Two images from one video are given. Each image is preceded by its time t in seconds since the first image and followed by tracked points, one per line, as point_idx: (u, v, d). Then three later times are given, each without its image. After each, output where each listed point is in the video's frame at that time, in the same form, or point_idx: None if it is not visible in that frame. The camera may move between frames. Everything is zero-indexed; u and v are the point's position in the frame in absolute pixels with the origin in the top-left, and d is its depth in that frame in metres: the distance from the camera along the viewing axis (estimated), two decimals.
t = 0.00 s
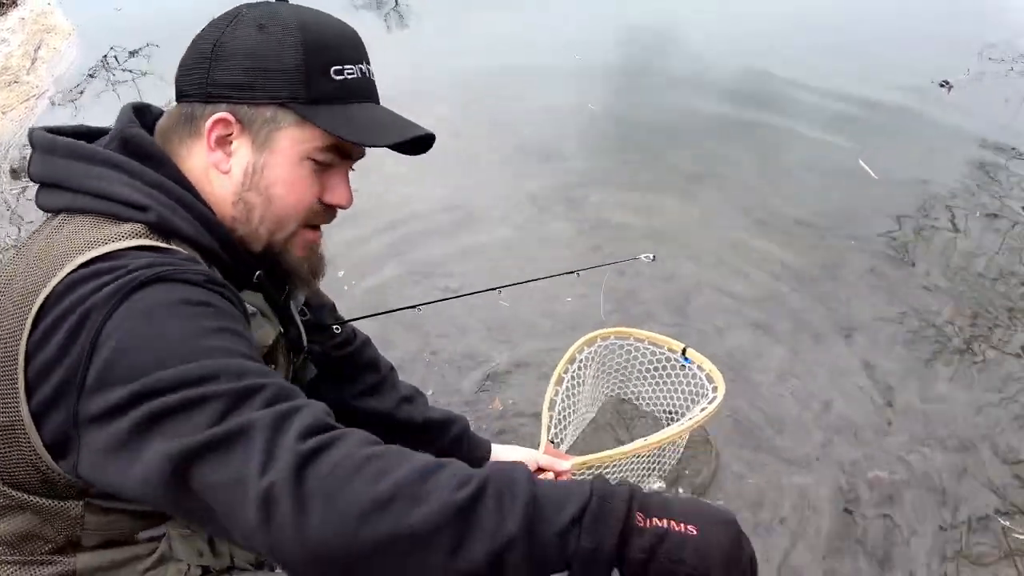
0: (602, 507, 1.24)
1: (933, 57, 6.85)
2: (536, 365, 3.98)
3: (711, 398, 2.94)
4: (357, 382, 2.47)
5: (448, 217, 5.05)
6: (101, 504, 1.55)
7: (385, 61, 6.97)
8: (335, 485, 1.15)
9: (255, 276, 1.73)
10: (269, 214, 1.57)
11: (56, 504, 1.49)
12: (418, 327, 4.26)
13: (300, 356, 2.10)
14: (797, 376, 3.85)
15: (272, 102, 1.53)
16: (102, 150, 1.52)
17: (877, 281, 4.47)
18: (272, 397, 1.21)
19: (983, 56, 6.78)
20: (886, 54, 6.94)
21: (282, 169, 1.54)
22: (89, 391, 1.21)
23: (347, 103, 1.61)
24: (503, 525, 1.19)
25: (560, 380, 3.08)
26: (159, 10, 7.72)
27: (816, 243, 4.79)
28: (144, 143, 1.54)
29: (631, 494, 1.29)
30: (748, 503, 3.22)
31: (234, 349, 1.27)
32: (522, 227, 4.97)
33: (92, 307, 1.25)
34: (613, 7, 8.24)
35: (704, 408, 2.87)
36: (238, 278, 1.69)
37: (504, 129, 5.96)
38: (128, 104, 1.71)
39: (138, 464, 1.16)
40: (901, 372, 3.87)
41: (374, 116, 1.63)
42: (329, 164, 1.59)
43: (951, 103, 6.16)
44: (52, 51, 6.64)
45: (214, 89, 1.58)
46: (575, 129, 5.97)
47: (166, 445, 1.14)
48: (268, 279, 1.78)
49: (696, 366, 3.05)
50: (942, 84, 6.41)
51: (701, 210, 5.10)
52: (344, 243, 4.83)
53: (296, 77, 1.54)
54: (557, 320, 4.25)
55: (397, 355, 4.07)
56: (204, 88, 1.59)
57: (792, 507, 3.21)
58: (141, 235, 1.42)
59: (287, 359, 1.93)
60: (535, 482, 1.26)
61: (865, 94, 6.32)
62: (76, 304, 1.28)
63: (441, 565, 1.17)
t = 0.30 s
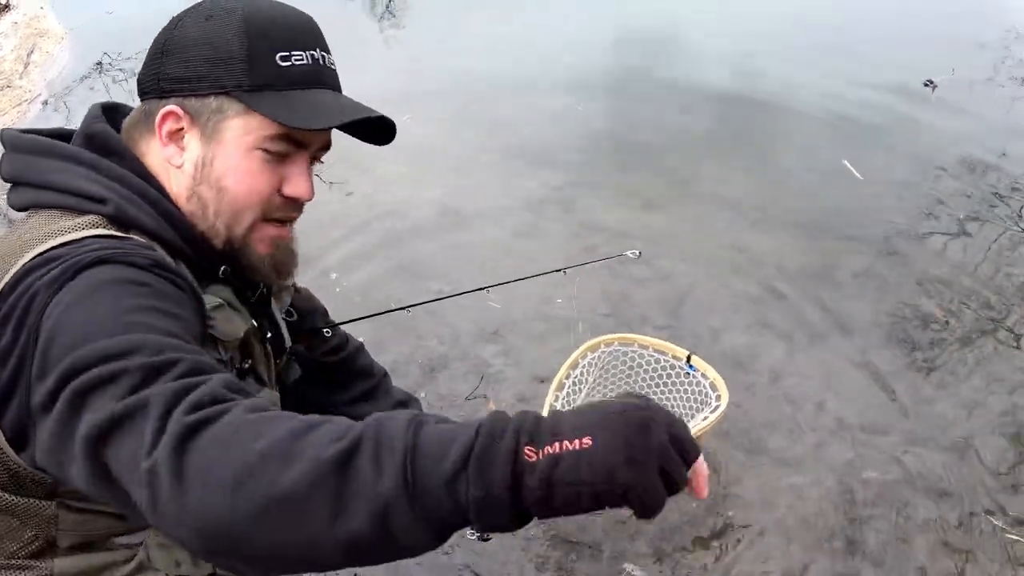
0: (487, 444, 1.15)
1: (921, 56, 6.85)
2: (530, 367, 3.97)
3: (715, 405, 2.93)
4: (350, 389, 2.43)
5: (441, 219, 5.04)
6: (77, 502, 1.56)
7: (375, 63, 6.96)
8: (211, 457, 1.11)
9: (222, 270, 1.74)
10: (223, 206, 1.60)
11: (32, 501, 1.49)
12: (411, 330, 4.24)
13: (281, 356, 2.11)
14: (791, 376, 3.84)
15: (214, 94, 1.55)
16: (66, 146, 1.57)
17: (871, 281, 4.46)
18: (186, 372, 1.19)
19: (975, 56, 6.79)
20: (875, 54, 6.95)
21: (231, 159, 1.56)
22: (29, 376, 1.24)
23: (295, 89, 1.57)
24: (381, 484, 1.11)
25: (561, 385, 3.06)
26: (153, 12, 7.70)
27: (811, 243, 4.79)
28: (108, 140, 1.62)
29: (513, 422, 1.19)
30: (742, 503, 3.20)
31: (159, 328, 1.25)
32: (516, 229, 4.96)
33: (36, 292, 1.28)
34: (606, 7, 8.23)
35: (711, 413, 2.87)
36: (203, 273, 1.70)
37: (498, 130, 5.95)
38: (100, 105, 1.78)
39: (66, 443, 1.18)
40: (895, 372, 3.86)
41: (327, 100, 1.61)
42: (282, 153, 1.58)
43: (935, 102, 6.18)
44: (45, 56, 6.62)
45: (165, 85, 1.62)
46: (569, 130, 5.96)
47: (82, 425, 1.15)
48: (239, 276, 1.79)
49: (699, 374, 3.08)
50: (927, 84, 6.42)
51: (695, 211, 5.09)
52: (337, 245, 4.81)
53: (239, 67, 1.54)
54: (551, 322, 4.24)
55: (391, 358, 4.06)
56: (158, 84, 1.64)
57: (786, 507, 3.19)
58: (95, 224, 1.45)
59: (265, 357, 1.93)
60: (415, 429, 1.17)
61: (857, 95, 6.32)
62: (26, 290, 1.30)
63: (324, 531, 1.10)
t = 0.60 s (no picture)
0: (376, 474, 1.05)
1: (908, 57, 6.87)
2: (521, 367, 3.96)
3: (710, 408, 2.90)
4: (337, 388, 2.42)
5: (433, 219, 5.03)
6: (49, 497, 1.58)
7: (366, 62, 6.95)
8: (114, 451, 1.08)
9: (188, 262, 1.75)
10: (181, 197, 1.61)
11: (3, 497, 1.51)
12: (402, 328, 4.23)
13: (261, 355, 2.11)
14: (782, 378, 3.84)
15: (169, 82, 1.57)
16: (32, 137, 1.59)
17: (863, 283, 4.46)
18: (114, 359, 1.18)
19: (965, 58, 6.81)
20: (863, 56, 6.96)
21: (186, 151, 1.58)
22: None
23: (247, 76, 1.59)
24: (270, 502, 1.04)
25: (556, 383, 3.02)
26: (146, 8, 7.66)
27: (803, 244, 4.78)
28: (76, 130, 1.66)
29: (408, 450, 1.07)
30: (732, 503, 3.19)
31: (95, 315, 1.25)
32: (508, 229, 4.95)
33: None
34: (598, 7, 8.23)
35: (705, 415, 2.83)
36: (168, 263, 1.71)
37: (491, 131, 5.94)
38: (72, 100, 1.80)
39: None
40: (886, 373, 3.86)
41: (284, 88, 1.63)
42: (239, 143, 1.59)
43: (921, 103, 6.19)
44: (37, 53, 6.60)
45: (124, 77, 1.65)
46: (562, 129, 5.95)
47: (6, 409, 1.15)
48: (209, 270, 1.80)
49: (696, 376, 2.99)
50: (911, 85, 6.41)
51: (688, 211, 5.08)
52: (329, 244, 4.80)
53: (193, 57, 1.56)
54: (542, 321, 4.23)
55: (382, 357, 4.04)
56: (118, 76, 1.67)
57: (775, 507, 3.18)
58: (59, 214, 1.45)
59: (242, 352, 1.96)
60: (309, 446, 1.09)
61: (848, 96, 6.32)
62: None
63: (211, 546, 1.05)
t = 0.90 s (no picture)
0: (296, 499, 1.09)
1: (897, 55, 6.88)
2: (519, 365, 3.95)
3: (706, 400, 2.92)
4: (334, 384, 2.40)
5: (430, 218, 5.03)
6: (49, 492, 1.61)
7: (361, 60, 6.94)
8: (50, 470, 1.14)
9: (177, 259, 1.74)
10: (163, 193, 1.62)
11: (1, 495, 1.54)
12: (400, 326, 4.22)
13: (254, 349, 2.10)
14: (781, 374, 3.83)
15: (147, 77, 1.58)
16: (17, 137, 1.59)
17: (860, 280, 4.46)
18: (75, 369, 1.24)
19: (958, 57, 6.83)
20: (855, 54, 6.97)
21: (166, 151, 1.59)
22: None
23: (224, 70, 1.59)
24: (192, 529, 1.09)
25: (552, 378, 3.02)
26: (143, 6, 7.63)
27: (800, 242, 4.78)
28: (62, 128, 1.66)
29: (328, 473, 1.11)
30: (730, 499, 3.18)
31: (68, 321, 1.30)
32: (506, 226, 4.95)
33: None
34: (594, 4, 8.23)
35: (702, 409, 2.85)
36: (157, 259, 1.70)
37: (489, 129, 5.92)
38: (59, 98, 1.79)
39: None
40: (883, 370, 3.86)
41: (264, 78, 1.62)
42: (216, 137, 1.59)
43: (912, 101, 6.20)
44: (34, 51, 6.58)
45: (104, 74, 1.66)
46: (560, 128, 5.93)
47: None
48: (198, 266, 1.79)
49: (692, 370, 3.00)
50: (899, 82, 6.43)
51: (685, 209, 5.08)
52: (326, 242, 4.79)
53: (170, 52, 1.56)
54: (540, 318, 4.22)
55: (380, 355, 4.03)
56: (100, 74, 1.68)
57: (775, 504, 3.18)
58: (45, 212, 1.47)
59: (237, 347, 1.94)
60: (231, 470, 1.13)
61: (842, 93, 6.33)
62: None
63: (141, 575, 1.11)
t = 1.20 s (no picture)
0: (213, 430, 1.12)
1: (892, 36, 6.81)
2: (519, 343, 3.95)
3: (710, 383, 2.93)
4: (333, 358, 2.40)
5: (428, 198, 5.01)
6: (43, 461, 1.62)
7: (354, 40, 6.87)
8: None
9: (166, 232, 1.74)
10: (150, 166, 1.61)
11: None
12: (400, 304, 4.21)
13: (250, 324, 2.10)
14: (780, 353, 3.83)
15: (133, 50, 1.56)
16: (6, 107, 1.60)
17: (859, 259, 4.44)
18: (37, 336, 1.24)
19: (962, 39, 6.76)
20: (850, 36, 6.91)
21: (150, 125, 1.57)
22: None
23: (209, 42, 1.57)
24: (118, 473, 1.13)
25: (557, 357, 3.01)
26: None
27: (800, 221, 4.76)
28: (52, 99, 1.66)
29: (243, 402, 1.13)
30: (729, 476, 3.19)
31: (39, 291, 1.31)
32: (504, 207, 4.93)
33: None
34: None
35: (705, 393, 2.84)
36: (148, 234, 1.71)
37: (490, 109, 5.87)
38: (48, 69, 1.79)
39: None
40: (882, 348, 3.85)
41: (252, 52, 1.61)
42: (203, 112, 1.57)
43: (908, 82, 6.15)
44: (33, 31, 6.53)
45: (90, 46, 1.64)
46: (561, 108, 5.88)
47: None
48: (188, 239, 1.79)
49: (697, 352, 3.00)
50: (892, 64, 6.38)
51: (684, 189, 5.05)
52: (325, 224, 4.77)
53: (154, 24, 1.54)
54: (538, 298, 4.21)
55: (380, 333, 4.02)
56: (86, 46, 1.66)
57: (774, 480, 3.18)
58: (34, 182, 1.49)
59: (233, 320, 1.96)
60: (151, 412, 1.15)
61: (838, 75, 6.28)
62: None
63: (73, 523, 1.16)
